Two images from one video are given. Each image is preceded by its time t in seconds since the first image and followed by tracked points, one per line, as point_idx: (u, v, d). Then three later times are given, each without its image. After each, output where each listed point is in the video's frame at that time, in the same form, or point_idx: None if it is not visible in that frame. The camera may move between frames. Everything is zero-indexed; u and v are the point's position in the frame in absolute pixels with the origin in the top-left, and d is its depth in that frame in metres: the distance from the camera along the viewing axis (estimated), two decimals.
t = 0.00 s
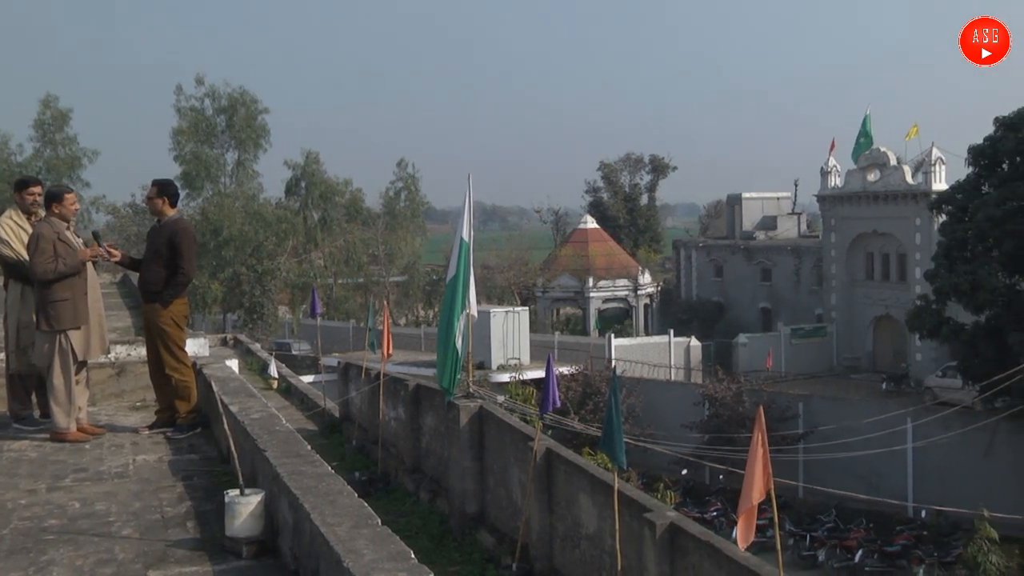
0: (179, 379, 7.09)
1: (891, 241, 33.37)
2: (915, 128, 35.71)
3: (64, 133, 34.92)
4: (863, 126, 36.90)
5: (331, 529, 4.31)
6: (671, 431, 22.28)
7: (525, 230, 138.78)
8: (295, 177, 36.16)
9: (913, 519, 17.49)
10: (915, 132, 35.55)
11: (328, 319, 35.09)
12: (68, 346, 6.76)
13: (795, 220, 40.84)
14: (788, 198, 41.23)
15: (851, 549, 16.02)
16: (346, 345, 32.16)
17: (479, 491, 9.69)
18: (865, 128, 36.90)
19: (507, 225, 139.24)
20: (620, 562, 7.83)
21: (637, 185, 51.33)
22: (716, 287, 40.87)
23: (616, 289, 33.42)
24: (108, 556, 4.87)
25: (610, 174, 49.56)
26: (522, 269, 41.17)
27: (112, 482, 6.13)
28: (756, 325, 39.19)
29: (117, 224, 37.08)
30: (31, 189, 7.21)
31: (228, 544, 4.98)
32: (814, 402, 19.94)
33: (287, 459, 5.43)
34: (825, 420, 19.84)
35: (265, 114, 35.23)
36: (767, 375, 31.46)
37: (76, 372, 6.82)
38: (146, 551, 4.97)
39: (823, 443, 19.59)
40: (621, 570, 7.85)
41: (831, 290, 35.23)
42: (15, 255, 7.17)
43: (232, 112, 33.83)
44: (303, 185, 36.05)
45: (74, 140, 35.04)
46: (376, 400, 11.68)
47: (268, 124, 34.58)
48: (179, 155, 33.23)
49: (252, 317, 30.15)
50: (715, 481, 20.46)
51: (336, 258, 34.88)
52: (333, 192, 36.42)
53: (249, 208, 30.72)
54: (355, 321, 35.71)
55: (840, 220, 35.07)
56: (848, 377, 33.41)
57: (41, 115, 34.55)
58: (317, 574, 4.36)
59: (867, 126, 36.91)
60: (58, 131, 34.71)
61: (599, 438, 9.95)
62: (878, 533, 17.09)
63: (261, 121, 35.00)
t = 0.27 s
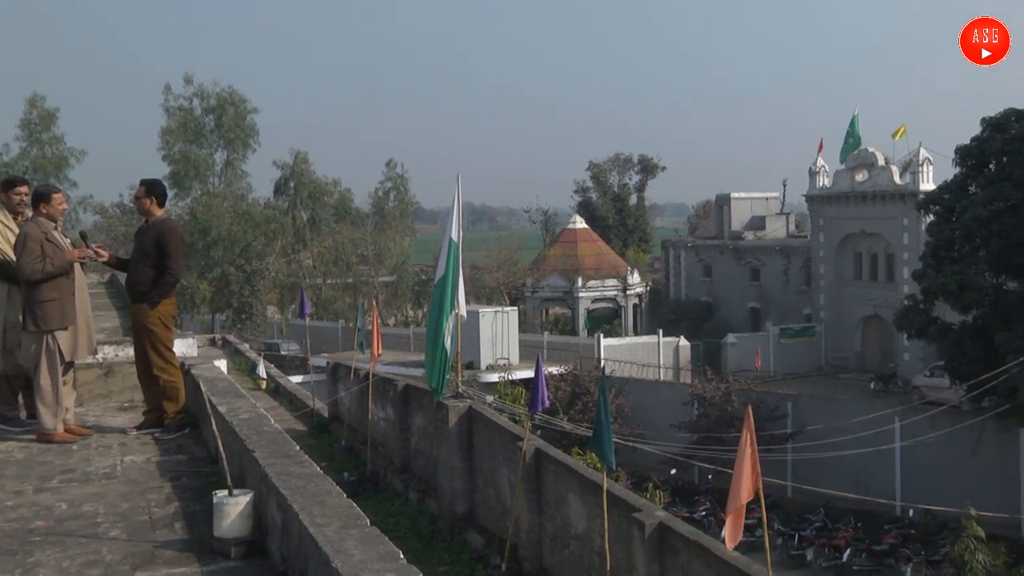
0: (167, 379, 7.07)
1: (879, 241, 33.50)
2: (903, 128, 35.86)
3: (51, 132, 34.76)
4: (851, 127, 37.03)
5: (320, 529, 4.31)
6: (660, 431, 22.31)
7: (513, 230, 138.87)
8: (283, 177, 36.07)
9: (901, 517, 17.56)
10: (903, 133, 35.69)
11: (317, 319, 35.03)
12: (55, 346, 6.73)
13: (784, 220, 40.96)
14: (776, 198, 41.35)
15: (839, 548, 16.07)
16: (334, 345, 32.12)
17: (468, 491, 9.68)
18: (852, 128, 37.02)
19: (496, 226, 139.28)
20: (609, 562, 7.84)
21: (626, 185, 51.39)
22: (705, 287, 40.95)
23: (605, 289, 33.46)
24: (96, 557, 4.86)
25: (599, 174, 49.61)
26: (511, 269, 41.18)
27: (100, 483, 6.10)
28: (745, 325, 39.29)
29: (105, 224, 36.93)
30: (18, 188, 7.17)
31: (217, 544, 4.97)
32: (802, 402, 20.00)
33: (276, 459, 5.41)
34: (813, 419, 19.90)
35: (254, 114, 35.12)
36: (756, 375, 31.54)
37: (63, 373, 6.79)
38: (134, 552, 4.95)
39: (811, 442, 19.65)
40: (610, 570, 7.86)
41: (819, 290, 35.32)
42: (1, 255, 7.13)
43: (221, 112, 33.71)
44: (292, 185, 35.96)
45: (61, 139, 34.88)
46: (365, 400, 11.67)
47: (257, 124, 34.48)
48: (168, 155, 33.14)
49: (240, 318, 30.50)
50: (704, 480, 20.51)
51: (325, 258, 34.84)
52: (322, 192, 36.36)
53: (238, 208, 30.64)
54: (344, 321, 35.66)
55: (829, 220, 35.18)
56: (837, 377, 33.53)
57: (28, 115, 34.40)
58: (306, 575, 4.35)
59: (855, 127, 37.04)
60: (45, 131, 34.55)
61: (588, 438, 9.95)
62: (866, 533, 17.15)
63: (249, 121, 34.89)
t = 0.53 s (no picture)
0: (156, 380, 7.05)
1: (867, 241, 33.63)
2: (892, 129, 35.99)
3: (38, 132, 34.61)
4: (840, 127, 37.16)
5: (309, 530, 4.30)
6: (649, 431, 22.34)
7: (503, 230, 138.86)
8: (273, 177, 36.00)
9: (889, 516, 17.62)
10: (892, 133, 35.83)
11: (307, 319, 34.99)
12: (43, 346, 6.69)
13: (773, 220, 41.06)
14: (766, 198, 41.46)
15: (828, 547, 16.12)
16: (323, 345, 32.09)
17: (457, 491, 9.68)
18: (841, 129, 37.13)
19: (486, 226, 139.31)
20: (599, 561, 7.85)
21: (615, 185, 51.44)
22: (694, 287, 41.03)
23: (595, 289, 33.48)
24: (84, 558, 4.84)
25: (588, 175, 49.67)
26: (501, 269, 41.17)
27: (87, 484, 6.08)
28: (734, 325, 39.37)
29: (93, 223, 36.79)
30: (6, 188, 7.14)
31: (205, 545, 4.95)
32: (791, 402, 20.05)
33: (265, 459, 5.40)
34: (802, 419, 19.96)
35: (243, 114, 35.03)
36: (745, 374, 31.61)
37: (51, 373, 6.76)
38: (122, 553, 4.94)
39: (801, 442, 19.70)
40: (599, 570, 7.87)
41: (808, 289, 35.39)
42: None
43: (210, 112, 33.62)
44: (281, 185, 35.88)
45: (48, 139, 34.74)
46: (355, 400, 11.66)
47: (246, 124, 34.39)
48: (157, 154, 33.05)
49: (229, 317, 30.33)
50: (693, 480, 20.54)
51: (315, 258, 34.78)
52: (311, 192, 36.30)
53: (227, 208, 30.57)
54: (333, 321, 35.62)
55: (818, 220, 35.27)
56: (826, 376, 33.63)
57: (15, 114, 34.25)
58: None
59: (843, 127, 37.15)
60: (32, 130, 34.41)
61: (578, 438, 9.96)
62: (855, 532, 17.21)
63: (239, 121, 34.79)
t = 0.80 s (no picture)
0: (147, 381, 7.03)
1: (859, 241, 33.71)
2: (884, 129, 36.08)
3: (29, 132, 34.50)
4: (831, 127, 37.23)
5: (301, 530, 4.29)
6: (642, 430, 22.35)
7: (495, 230, 138.81)
8: (265, 177, 35.93)
9: (881, 516, 17.68)
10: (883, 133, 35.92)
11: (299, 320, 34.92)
12: (34, 346, 6.67)
13: (765, 220, 41.13)
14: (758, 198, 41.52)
15: (820, 546, 16.16)
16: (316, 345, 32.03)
17: (450, 491, 9.68)
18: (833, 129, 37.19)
19: (478, 226, 139.26)
20: (591, 561, 7.86)
21: (608, 185, 51.46)
22: (687, 287, 41.08)
23: (587, 289, 33.49)
24: (74, 559, 4.82)
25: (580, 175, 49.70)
26: (494, 269, 41.15)
27: (78, 485, 6.06)
28: (727, 324, 39.42)
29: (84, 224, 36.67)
30: None
31: (197, 546, 4.94)
32: (783, 401, 20.08)
33: (257, 460, 5.39)
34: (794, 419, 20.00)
35: (236, 114, 34.96)
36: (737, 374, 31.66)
37: (42, 373, 6.74)
38: (113, 554, 4.93)
39: (793, 441, 19.74)
40: (592, 570, 7.87)
41: (800, 289, 35.43)
42: None
43: (202, 111, 33.54)
44: (273, 185, 35.81)
45: (39, 138, 34.63)
46: (347, 400, 11.64)
47: (238, 124, 34.32)
48: (148, 154, 32.97)
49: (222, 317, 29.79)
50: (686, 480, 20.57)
51: (307, 258, 34.72)
52: (303, 192, 36.24)
53: (219, 208, 30.50)
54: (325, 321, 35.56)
55: (809, 220, 35.34)
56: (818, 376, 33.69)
57: (5, 113, 34.12)
58: None
59: (835, 127, 37.22)
60: (23, 130, 34.29)
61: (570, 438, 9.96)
62: (847, 531, 17.25)
63: (231, 121, 34.72)
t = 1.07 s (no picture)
0: (139, 381, 7.01)
1: (851, 241, 33.79)
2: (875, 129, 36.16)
3: (20, 131, 34.39)
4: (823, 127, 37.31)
5: (293, 531, 4.29)
6: (635, 430, 22.37)
7: (488, 230, 138.67)
8: (256, 177, 35.87)
9: (873, 515, 17.72)
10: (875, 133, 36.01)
11: (291, 320, 34.90)
12: (25, 346, 6.64)
13: (757, 220, 41.20)
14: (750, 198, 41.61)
15: (812, 546, 16.19)
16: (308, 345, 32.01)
17: (442, 491, 9.68)
18: (825, 129, 37.25)
19: (471, 226, 139.30)
20: (584, 561, 7.86)
21: (600, 185, 51.50)
22: (679, 287, 41.13)
23: (580, 289, 33.51)
24: (65, 560, 4.81)
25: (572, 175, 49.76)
26: (486, 269, 41.15)
27: (70, 486, 6.04)
28: (719, 324, 39.49)
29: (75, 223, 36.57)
30: None
31: (189, 546, 4.92)
32: (775, 401, 20.12)
33: (249, 460, 5.38)
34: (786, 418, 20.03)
35: (228, 113, 34.89)
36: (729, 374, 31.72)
37: (32, 373, 6.72)
38: (104, 555, 4.91)
39: (785, 441, 19.78)
40: (584, 570, 7.88)
41: (792, 289, 35.48)
42: None
43: (194, 111, 33.47)
44: (265, 185, 35.76)
45: (30, 138, 34.53)
46: (339, 400, 11.63)
47: (231, 124, 34.25)
48: (140, 154, 32.89)
49: (214, 318, 29.84)
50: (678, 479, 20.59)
51: (299, 258, 34.68)
52: (295, 192, 36.20)
53: (211, 209, 30.46)
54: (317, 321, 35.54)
55: (801, 220, 35.41)
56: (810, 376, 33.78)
57: None
58: None
59: (828, 127, 37.29)
60: (13, 129, 34.18)
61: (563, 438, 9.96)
62: (839, 531, 17.30)
63: (223, 120, 34.65)
